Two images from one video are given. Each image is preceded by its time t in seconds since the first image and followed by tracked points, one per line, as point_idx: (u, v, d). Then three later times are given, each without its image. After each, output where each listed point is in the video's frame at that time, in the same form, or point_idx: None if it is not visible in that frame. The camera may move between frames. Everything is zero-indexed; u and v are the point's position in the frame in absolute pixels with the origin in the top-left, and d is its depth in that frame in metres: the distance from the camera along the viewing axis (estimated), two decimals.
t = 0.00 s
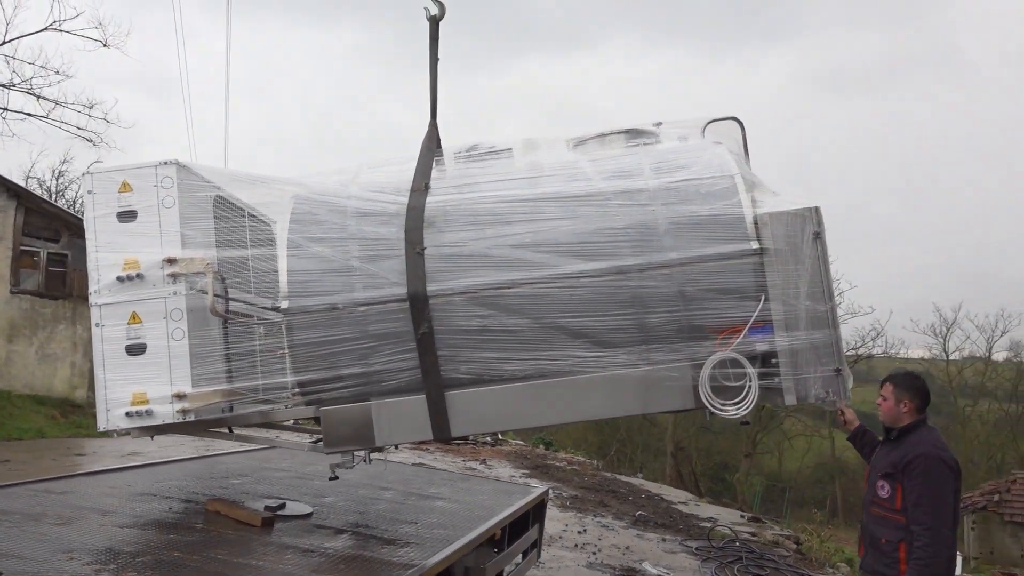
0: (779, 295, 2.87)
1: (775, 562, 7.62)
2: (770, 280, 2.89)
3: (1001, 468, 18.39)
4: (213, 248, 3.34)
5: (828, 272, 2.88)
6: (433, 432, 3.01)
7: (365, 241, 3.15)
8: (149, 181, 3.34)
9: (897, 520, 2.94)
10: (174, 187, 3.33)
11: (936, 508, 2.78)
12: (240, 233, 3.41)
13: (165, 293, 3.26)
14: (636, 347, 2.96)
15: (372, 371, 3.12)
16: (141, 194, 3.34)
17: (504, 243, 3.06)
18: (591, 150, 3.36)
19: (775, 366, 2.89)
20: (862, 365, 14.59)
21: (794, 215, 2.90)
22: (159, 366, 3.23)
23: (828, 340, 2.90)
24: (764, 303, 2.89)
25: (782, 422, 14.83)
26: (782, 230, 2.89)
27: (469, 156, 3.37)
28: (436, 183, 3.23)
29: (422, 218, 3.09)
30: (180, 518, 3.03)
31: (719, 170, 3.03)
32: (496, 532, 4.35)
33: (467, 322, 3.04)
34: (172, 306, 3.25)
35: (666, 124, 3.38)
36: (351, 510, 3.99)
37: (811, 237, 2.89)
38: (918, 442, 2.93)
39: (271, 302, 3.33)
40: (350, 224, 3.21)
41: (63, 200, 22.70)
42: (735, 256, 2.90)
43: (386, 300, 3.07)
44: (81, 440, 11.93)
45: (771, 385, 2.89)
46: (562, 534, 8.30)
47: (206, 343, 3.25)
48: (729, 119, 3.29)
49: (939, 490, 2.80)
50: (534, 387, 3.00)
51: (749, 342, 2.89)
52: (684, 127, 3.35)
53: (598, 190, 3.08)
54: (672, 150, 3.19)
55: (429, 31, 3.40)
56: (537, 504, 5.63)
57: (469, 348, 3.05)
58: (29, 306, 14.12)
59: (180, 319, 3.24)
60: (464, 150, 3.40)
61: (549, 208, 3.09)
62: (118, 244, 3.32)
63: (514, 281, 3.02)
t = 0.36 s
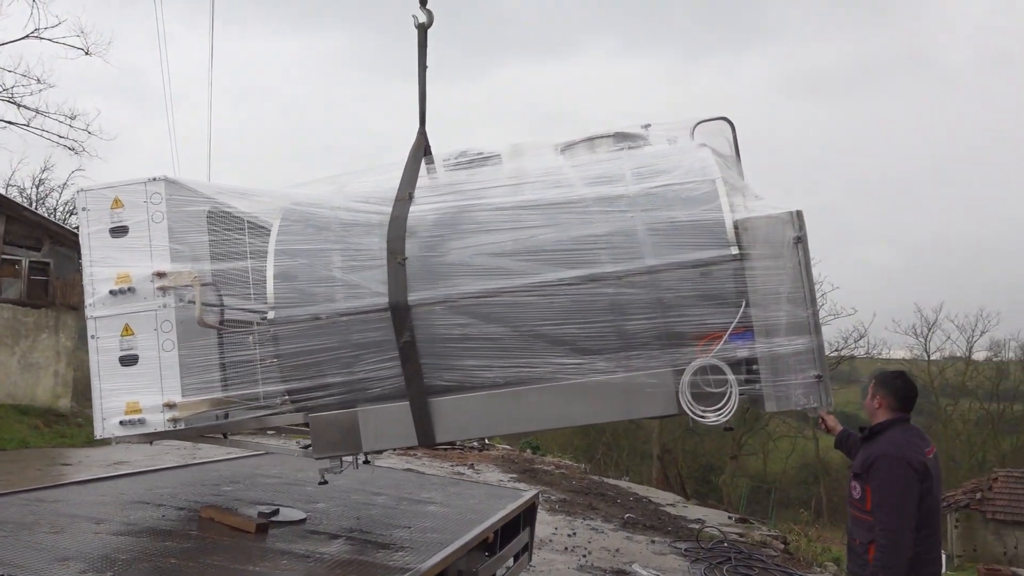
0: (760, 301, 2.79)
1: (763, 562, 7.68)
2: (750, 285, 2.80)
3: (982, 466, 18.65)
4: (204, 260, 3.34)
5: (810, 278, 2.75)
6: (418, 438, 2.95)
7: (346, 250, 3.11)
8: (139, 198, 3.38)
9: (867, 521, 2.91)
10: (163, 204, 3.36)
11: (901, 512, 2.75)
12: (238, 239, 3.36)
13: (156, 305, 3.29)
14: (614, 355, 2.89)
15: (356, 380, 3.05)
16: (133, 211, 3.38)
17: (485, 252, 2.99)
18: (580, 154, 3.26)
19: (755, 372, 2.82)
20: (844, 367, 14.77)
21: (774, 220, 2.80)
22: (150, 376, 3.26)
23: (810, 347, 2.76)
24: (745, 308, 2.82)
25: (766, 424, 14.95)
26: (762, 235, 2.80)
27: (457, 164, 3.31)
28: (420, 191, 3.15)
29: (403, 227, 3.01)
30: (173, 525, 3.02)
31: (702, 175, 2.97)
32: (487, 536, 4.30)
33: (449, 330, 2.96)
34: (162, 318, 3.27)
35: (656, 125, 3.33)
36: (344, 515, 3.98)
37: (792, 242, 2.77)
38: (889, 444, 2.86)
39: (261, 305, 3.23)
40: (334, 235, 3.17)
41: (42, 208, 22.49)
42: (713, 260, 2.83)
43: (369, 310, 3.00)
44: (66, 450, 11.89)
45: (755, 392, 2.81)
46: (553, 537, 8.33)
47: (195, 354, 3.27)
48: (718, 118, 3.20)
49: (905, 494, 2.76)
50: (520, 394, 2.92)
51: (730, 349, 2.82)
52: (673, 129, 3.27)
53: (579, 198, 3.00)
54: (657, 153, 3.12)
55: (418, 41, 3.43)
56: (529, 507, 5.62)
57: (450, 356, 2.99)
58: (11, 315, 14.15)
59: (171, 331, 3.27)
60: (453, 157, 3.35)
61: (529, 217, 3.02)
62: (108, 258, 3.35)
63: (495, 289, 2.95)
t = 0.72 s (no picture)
0: (738, 311, 2.77)
1: (753, 560, 7.72)
2: (729, 296, 2.78)
3: (970, 466, 18.82)
4: (194, 256, 3.32)
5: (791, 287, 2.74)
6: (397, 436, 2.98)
7: (330, 250, 3.11)
8: (134, 195, 3.35)
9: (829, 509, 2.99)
10: (157, 201, 3.33)
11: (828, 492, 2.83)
12: (228, 236, 3.35)
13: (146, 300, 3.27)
14: (590, 361, 2.88)
15: (338, 377, 3.08)
16: (128, 207, 3.35)
17: (465, 253, 2.98)
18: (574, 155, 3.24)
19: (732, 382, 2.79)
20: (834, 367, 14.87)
21: (757, 228, 2.77)
22: (138, 367, 3.25)
23: (788, 358, 2.73)
24: (724, 318, 2.78)
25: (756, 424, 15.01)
26: (744, 244, 2.78)
27: (451, 161, 3.30)
28: (407, 193, 3.14)
29: (387, 228, 3.01)
30: (168, 523, 3.04)
31: (686, 180, 2.91)
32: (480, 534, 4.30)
33: (429, 332, 2.95)
34: (152, 312, 3.25)
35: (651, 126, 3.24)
36: (338, 513, 4.00)
37: (774, 251, 2.75)
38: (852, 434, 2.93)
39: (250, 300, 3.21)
40: (320, 235, 3.16)
41: (32, 206, 22.33)
42: (692, 268, 2.79)
43: (354, 309, 3.00)
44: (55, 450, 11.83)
45: (731, 403, 2.79)
46: (544, 536, 8.36)
47: (183, 348, 3.27)
48: (714, 120, 3.13)
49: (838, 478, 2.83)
50: (496, 395, 2.91)
51: (707, 359, 2.79)
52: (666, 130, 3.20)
53: (563, 199, 3.01)
54: (642, 157, 3.06)
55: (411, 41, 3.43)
56: (521, 505, 5.63)
57: (427, 357, 2.98)
58: None
59: (160, 325, 3.25)
60: (448, 155, 3.35)
61: (511, 219, 3.02)
62: (104, 253, 3.34)
63: (477, 292, 2.93)
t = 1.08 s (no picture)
0: (716, 318, 2.65)
1: (749, 554, 7.78)
2: (708, 302, 2.67)
3: (963, 461, 18.97)
4: (183, 246, 3.31)
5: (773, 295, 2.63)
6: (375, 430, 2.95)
7: (313, 243, 3.06)
8: (129, 184, 3.36)
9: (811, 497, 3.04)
10: (149, 189, 3.33)
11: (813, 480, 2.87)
12: (220, 227, 3.37)
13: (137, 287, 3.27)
14: (564, 364, 2.82)
15: (317, 370, 3.06)
16: (124, 196, 3.37)
17: (443, 249, 2.90)
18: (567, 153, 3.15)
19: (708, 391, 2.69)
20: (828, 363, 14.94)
21: (740, 233, 2.64)
22: (128, 352, 3.25)
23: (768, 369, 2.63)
24: (703, 325, 2.68)
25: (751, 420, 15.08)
26: (725, 248, 2.65)
27: (445, 157, 3.26)
28: (395, 187, 3.10)
29: (372, 222, 2.96)
30: (165, 518, 3.05)
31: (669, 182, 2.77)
32: (477, 528, 4.31)
33: (409, 326, 2.91)
34: (142, 299, 3.25)
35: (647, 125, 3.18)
36: (336, 508, 4.02)
37: (755, 257, 2.64)
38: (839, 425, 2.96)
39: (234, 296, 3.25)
40: (305, 228, 3.12)
41: (26, 203, 22.21)
42: (670, 274, 2.68)
43: (336, 302, 2.95)
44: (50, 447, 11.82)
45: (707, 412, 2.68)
46: (540, 531, 8.39)
47: (172, 337, 3.26)
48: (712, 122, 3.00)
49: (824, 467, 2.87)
50: (474, 394, 2.86)
51: (685, 366, 2.69)
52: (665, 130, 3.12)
53: (542, 202, 2.88)
54: (628, 158, 2.96)
55: (406, 36, 3.42)
56: (517, 500, 5.64)
57: (406, 352, 2.94)
58: None
59: (149, 312, 3.24)
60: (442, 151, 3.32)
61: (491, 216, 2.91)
62: (99, 241, 3.36)
63: (457, 289, 2.86)
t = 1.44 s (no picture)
0: (693, 317, 2.58)
1: (743, 549, 7.82)
2: (683, 300, 2.59)
3: (957, 457, 19.07)
4: (176, 229, 3.29)
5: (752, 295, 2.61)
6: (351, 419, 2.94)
7: (300, 230, 3.05)
8: (127, 167, 3.34)
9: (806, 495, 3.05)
10: (146, 173, 3.30)
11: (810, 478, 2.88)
12: (212, 211, 3.36)
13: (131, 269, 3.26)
14: (543, 358, 2.78)
15: (298, 356, 3.06)
16: (123, 179, 3.34)
17: (422, 239, 2.85)
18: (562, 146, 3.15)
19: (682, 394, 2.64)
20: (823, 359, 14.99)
21: (722, 230, 2.57)
22: (118, 332, 3.24)
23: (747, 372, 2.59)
24: (679, 324, 2.60)
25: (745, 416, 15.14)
26: (706, 246, 2.56)
27: (440, 152, 3.29)
28: (384, 177, 3.10)
29: (357, 212, 2.95)
30: (162, 511, 3.05)
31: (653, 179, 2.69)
32: (473, 522, 4.31)
33: (386, 316, 2.86)
34: (133, 281, 3.23)
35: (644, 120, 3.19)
36: (335, 501, 4.04)
37: (735, 255, 2.59)
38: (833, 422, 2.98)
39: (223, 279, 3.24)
40: (293, 215, 3.12)
41: (21, 194, 22.10)
42: (646, 270, 2.59)
43: (316, 288, 2.93)
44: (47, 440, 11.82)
45: (679, 415, 2.66)
46: (536, 525, 8.42)
47: (159, 321, 3.23)
48: (709, 118, 2.98)
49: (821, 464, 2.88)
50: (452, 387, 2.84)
51: (660, 365, 2.62)
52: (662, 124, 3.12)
53: (526, 193, 2.81)
54: (615, 151, 2.94)
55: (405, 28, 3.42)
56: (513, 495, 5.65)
57: (382, 342, 2.91)
58: None
59: (139, 294, 3.21)
60: (440, 144, 3.35)
61: (473, 208, 2.85)
62: (98, 222, 3.33)
63: (433, 279, 2.81)
